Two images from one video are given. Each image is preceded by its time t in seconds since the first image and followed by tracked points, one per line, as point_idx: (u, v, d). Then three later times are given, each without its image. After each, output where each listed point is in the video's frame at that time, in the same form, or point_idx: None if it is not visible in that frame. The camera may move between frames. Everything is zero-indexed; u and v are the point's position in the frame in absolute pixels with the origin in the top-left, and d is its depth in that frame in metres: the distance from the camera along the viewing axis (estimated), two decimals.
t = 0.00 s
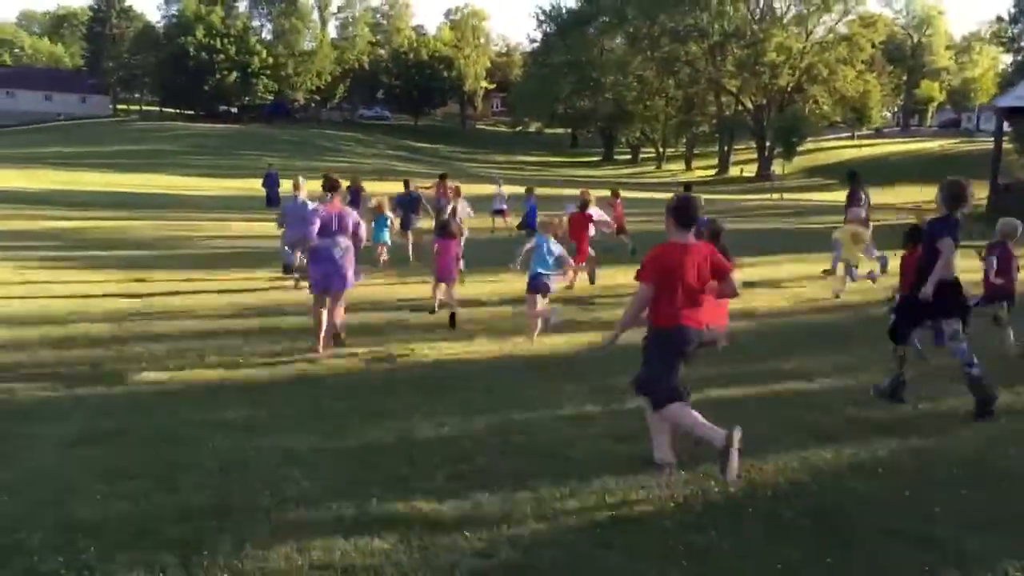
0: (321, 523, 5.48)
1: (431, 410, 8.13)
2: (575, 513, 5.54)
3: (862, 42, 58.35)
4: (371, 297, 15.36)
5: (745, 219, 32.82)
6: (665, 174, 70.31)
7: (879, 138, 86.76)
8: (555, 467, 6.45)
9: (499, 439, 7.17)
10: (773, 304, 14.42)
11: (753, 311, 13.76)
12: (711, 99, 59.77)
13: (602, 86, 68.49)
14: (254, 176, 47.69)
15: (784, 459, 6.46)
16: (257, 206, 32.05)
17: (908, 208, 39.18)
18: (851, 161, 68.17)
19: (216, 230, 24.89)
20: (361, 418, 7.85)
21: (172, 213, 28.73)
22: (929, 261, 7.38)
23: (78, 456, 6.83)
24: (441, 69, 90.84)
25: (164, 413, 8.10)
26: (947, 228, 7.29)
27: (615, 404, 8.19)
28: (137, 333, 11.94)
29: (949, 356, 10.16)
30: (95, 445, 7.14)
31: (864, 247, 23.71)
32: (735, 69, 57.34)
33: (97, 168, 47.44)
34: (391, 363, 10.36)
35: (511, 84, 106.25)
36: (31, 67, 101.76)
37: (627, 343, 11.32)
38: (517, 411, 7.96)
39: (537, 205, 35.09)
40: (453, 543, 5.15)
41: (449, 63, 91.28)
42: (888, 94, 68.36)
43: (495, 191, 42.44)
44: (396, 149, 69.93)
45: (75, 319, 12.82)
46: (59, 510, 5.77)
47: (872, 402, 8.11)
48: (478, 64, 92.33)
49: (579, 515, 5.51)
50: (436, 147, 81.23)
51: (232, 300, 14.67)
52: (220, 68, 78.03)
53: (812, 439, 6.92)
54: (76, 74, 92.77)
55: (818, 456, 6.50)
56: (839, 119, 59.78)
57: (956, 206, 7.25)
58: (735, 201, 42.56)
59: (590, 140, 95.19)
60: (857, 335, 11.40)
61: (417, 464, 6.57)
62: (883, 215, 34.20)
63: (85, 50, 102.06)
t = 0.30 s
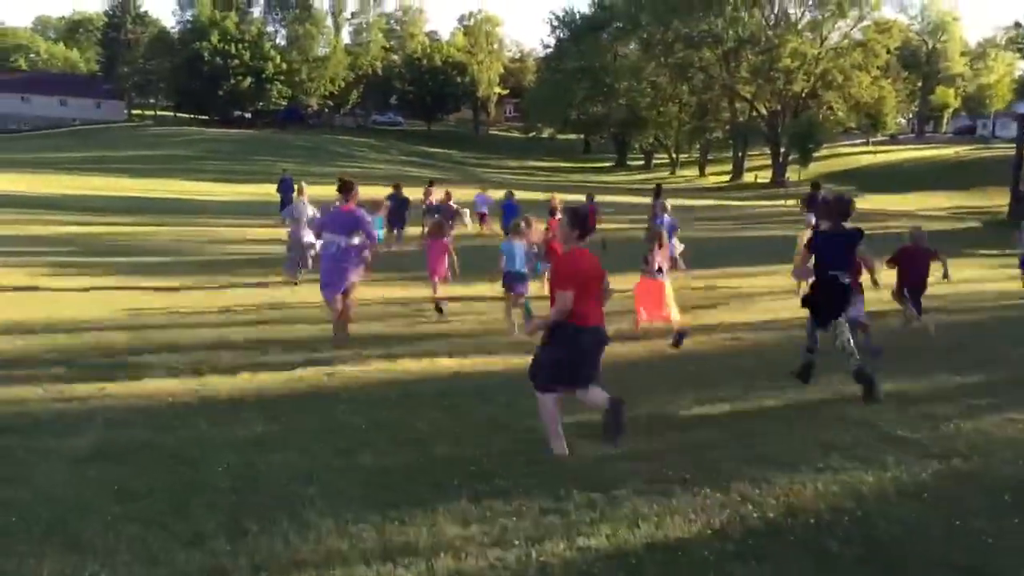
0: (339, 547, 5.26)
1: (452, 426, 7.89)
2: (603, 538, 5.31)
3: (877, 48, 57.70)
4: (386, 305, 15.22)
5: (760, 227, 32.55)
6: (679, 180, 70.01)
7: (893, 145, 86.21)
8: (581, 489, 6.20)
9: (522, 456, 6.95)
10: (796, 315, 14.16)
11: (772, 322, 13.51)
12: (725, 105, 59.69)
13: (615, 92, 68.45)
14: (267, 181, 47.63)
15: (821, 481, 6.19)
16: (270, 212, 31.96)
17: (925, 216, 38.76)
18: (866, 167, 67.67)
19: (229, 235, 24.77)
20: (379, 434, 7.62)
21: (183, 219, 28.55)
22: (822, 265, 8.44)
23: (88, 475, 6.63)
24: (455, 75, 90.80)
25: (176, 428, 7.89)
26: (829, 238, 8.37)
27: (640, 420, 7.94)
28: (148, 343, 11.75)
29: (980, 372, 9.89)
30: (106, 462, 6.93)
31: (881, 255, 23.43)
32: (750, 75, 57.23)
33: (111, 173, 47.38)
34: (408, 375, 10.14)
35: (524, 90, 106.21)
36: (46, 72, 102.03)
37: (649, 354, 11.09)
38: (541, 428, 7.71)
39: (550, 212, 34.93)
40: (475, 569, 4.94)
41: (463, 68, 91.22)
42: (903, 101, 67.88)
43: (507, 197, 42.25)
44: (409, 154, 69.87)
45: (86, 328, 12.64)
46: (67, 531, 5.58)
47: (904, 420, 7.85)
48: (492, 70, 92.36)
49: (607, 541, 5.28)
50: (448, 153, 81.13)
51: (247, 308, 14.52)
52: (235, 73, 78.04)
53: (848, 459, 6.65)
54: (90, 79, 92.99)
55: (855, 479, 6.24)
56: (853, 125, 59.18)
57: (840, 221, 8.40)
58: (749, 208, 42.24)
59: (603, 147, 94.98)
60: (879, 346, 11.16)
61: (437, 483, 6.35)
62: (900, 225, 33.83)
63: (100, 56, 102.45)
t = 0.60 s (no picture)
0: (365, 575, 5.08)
1: (480, 446, 7.67)
2: (638, 568, 5.10)
3: (905, 62, 56.69)
4: (413, 317, 15.06)
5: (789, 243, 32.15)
6: (705, 195, 69.55)
7: (921, 160, 85.29)
8: (615, 515, 5.97)
9: (553, 479, 6.74)
10: (831, 332, 13.86)
11: (805, 340, 13.19)
12: (751, 119, 58.79)
13: (640, 106, 68.28)
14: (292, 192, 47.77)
15: (866, 511, 5.95)
16: (295, 223, 31.95)
17: (956, 233, 38.16)
18: (895, 183, 66.93)
19: (254, 246, 24.73)
20: (406, 454, 7.43)
21: (209, 229, 28.57)
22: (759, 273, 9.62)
23: (109, 491, 6.49)
24: (480, 88, 90.92)
25: (201, 443, 7.74)
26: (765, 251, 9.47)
27: (674, 441, 7.71)
28: (172, 354, 11.62)
29: None
30: (127, 479, 6.79)
31: (913, 273, 23.01)
32: (775, 88, 56.60)
33: (138, 183, 47.69)
34: (437, 391, 9.94)
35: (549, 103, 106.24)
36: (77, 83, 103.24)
37: (682, 373, 10.84)
38: (573, 449, 7.49)
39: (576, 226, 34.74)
40: None
41: (488, 81, 91.33)
42: (932, 117, 67.13)
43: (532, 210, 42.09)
44: (434, 167, 69.93)
45: (111, 339, 12.56)
46: (85, 552, 5.43)
47: (950, 445, 7.57)
48: (517, 83, 92.44)
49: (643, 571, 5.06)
50: (473, 165, 81.16)
51: (272, 319, 14.43)
52: (262, 85, 78.58)
53: (896, 489, 6.39)
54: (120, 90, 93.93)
55: (903, 509, 5.99)
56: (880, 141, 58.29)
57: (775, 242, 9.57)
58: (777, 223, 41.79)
59: (628, 161, 94.70)
60: (920, 369, 10.85)
61: (465, 506, 6.16)
62: (932, 242, 33.30)
63: (130, 68, 103.54)
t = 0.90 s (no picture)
0: None
1: (511, 462, 7.41)
2: None
3: (939, 75, 55.78)
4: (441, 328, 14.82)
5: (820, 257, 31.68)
6: (734, 208, 68.95)
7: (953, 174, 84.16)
8: (654, 537, 5.69)
9: (587, 498, 6.47)
10: (871, 346, 13.47)
11: (845, 354, 12.79)
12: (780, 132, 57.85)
13: (669, 119, 67.96)
14: (320, 203, 47.86)
15: (920, 537, 5.65)
16: (322, 234, 31.89)
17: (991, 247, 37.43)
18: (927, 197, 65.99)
19: (281, 256, 24.64)
20: (435, 469, 7.19)
21: (237, 239, 28.55)
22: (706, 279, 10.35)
23: (129, 505, 6.30)
24: (508, 100, 90.88)
25: (224, 456, 7.53)
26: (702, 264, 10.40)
27: (713, 459, 7.41)
28: (197, 364, 11.44)
29: None
30: (148, 492, 6.59)
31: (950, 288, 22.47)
32: (806, 101, 56.02)
33: (168, 194, 47.91)
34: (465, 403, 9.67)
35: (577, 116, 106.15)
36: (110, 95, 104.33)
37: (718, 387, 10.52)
38: (607, 467, 7.21)
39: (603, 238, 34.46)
40: None
41: (516, 94, 91.38)
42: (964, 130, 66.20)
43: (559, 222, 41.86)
44: (461, 179, 69.88)
45: (135, 348, 12.41)
46: (102, 570, 5.23)
47: (1004, 468, 7.23)
48: (545, 95, 92.37)
49: None
50: (500, 177, 81.11)
51: (299, 328, 14.25)
52: (291, 98, 79.00)
53: (952, 514, 6.08)
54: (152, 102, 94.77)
55: (962, 537, 5.69)
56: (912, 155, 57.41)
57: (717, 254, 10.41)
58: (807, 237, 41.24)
59: (655, 173, 94.30)
60: (966, 387, 10.46)
61: (496, 527, 5.91)
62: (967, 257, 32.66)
63: (161, 80, 104.59)
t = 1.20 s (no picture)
0: None
1: (535, 487, 7.14)
2: None
3: (962, 85, 55.02)
4: (463, 343, 14.63)
5: (845, 269, 31.28)
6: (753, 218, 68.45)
7: (977, 184, 83.19)
8: (685, 570, 5.43)
9: (613, 525, 6.21)
10: (907, 362, 13.12)
11: (874, 370, 12.44)
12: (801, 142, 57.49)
13: (688, 130, 67.72)
14: (340, 214, 47.86)
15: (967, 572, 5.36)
16: (341, 245, 31.82)
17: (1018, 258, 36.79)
18: (951, 207, 65.13)
19: (300, 268, 24.55)
20: (455, 495, 6.92)
21: (257, 251, 28.50)
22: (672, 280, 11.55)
23: (138, 533, 6.09)
24: (527, 111, 90.77)
25: (239, 479, 7.29)
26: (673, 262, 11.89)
27: (744, 483, 7.14)
28: (212, 381, 11.22)
29: None
30: (158, 521, 6.36)
31: (978, 301, 22.02)
32: (828, 111, 55.32)
33: (188, 205, 47.97)
34: (486, 422, 9.39)
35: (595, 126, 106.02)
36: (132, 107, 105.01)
37: (746, 406, 10.24)
38: (637, 492, 6.94)
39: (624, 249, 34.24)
40: None
41: (535, 104, 91.18)
42: (988, 140, 65.40)
43: (579, 233, 41.65)
44: (480, 190, 69.81)
45: (151, 364, 12.20)
46: None
47: None
48: (564, 105, 92.15)
49: None
50: (519, 188, 80.96)
51: (320, 343, 14.09)
52: (311, 109, 79.21)
53: (1003, 545, 5.79)
54: (174, 113, 95.29)
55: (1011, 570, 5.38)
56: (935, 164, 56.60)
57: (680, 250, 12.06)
58: (830, 248, 40.75)
59: (675, 184, 93.87)
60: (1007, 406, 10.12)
61: (517, 558, 5.64)
62: (997, 268, 32.11)
63: (183, 92, 105.37)
